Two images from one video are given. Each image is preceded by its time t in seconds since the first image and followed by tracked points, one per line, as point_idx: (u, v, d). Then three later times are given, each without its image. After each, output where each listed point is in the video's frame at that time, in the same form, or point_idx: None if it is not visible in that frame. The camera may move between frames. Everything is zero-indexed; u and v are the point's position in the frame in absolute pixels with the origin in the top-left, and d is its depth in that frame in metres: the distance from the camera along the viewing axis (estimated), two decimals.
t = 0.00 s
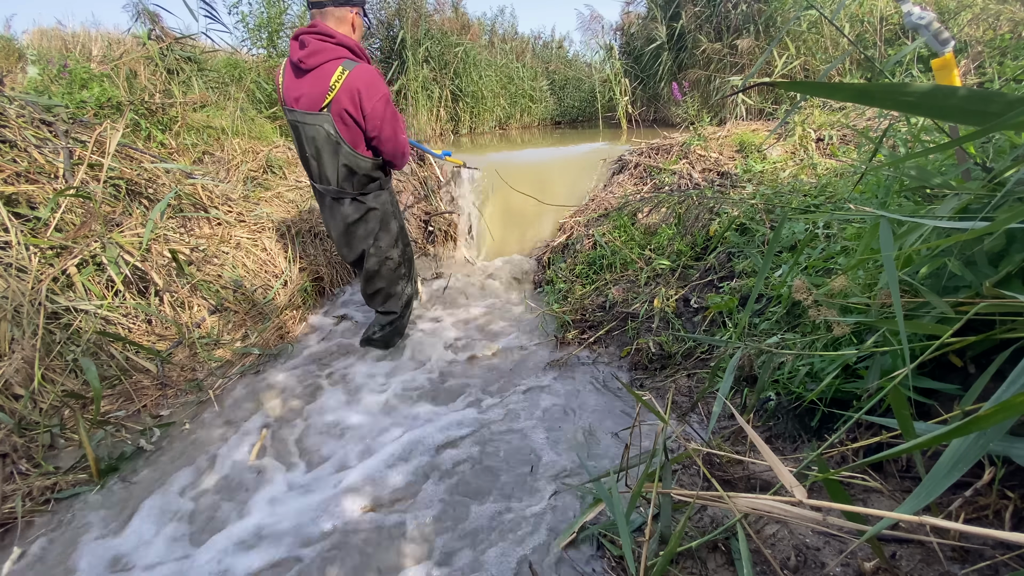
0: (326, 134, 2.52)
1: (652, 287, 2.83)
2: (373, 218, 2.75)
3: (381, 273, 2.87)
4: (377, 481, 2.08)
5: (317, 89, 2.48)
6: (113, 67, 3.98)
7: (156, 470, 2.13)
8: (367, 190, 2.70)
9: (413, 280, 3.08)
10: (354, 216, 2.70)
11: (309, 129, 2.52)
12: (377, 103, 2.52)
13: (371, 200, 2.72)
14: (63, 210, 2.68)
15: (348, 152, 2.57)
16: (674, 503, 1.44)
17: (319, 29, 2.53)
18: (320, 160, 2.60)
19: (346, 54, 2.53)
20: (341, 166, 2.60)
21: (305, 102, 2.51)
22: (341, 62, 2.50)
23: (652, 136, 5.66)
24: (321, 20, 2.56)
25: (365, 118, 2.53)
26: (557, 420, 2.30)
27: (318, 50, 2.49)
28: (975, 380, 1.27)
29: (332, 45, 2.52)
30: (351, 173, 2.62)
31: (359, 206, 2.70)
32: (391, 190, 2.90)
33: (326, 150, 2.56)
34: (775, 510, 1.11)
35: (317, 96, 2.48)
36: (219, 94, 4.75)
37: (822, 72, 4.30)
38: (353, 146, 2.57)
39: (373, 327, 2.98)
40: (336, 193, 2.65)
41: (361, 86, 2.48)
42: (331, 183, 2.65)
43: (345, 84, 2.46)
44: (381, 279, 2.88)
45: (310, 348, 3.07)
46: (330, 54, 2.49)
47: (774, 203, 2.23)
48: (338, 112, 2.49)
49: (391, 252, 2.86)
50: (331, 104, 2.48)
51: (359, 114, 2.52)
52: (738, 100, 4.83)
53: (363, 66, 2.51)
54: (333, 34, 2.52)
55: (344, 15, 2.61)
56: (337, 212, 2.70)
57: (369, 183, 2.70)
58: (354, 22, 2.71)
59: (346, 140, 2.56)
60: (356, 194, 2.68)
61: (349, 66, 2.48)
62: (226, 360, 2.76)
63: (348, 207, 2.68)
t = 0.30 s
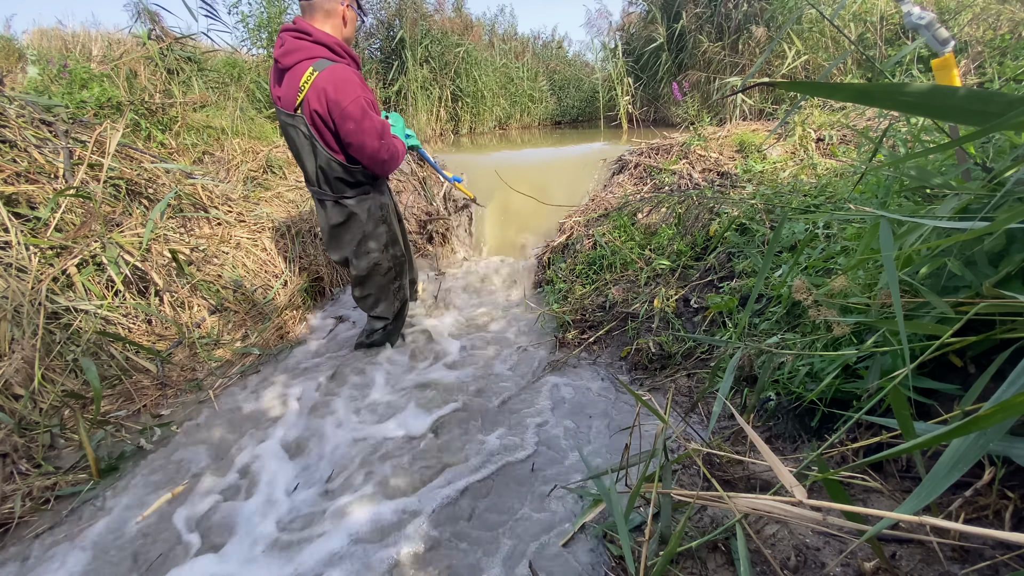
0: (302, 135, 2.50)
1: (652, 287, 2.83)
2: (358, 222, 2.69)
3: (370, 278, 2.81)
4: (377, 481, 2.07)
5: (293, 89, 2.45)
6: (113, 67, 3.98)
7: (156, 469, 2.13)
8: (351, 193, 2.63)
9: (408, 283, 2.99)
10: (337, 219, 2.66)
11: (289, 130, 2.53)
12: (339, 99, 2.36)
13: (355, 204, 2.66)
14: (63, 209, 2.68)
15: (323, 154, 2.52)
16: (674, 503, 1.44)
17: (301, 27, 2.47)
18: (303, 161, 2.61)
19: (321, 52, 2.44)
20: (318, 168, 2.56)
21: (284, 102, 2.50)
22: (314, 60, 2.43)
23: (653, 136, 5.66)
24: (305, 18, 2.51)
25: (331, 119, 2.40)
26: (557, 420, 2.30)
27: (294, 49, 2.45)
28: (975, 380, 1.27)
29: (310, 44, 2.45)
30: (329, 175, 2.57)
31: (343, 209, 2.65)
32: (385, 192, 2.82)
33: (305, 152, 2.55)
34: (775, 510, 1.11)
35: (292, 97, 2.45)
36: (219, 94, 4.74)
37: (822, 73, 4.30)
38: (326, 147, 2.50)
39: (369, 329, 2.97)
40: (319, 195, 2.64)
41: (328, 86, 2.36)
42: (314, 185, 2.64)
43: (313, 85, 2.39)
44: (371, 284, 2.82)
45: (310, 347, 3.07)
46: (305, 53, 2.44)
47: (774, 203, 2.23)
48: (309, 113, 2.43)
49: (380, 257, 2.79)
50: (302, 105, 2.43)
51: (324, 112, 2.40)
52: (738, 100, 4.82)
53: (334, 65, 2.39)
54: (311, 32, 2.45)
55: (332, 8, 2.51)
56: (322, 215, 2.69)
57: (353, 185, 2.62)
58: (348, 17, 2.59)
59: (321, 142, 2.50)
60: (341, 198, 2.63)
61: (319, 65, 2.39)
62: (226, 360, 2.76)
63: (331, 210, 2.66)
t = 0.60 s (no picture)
0: (287, 128, 2.51)
1: (652, 287, 2.83)
2: (343, 219, 2.63)
3: (356, 278, 2.75)
4: (377, 481, 2.07)
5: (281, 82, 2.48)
6: (113, 67, 3.98)
7: (156, 469, 2.13)
8: (331, 191, 2.58)
9: (401, 287, 2.92)
10: (322, 213, 2.62)
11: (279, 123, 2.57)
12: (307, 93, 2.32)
13: (339, 202, 2.60)
14: (63, 209, 2.68)
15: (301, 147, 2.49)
16: (674, 503, 1.45)
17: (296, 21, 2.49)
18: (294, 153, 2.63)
19: (309, 47, 2.44)
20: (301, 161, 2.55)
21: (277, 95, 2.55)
22: (301, 54, 2.42)
23: (653, 136, 5.66)
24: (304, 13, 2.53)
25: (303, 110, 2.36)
26: (557, 420, 2.30)
27: (285, 42, 2.48)
28: (975, 380, 1.27)
29: (300, 37, 2.45)
30: (310, 169, 2.54)
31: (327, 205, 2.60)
32: (379, 194, 2.75)
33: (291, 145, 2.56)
34: (775, 510, 1.11)
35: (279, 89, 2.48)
36: (219, 94, 4.74)
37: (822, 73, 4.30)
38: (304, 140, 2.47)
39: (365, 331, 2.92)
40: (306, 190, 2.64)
41: (301, 79, 2.33)
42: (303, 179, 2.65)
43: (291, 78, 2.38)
44: (359, 285, 2.77)
45: (310, 347, 3.07)
46: (293, 47, 2.45)
47: (774, 203, 2.23)
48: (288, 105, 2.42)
49: (366, 257, 2.73)
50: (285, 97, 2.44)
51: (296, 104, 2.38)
52: (739, 99, 4.82)
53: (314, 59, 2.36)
54: (302, 26, 2.44)
55: (337, 7, 2.52)
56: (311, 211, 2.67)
57: (334, 183, 2.56)
58: (352, 16, 2.59)
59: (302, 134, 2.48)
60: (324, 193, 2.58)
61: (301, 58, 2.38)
62: (226, 360, 2.76)
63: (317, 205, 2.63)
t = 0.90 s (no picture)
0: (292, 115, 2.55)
1: (652, 287, 2.83)
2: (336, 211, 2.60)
3: (347, 274, 2.73)
4: (377, 481, 2.07)
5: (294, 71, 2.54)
6: (113, 67, 3.98)
7: (156, 469, 2.13)
8: (326, 180, 2.55)
9: (392, 287, 2.90)
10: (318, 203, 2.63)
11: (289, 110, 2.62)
12: (307, 78, 2.35)
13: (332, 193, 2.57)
14: (63, 209, 2.68)
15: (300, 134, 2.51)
16: (673, 503, 1.45)
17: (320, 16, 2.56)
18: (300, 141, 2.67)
19: (325, 40, 2.47)
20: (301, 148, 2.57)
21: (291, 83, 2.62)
22: (315, 46, 2.46)
23: (653, 136, 5.66)
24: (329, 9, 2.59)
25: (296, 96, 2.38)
26: (557, 420, 2.30)
27: (305, 34, 2.54)
28: (975, 380, 1.27)
29: (317, 31, 2.50)
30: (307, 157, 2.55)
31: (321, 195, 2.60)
32: (379, 193, 2.71)
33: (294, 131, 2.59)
34: (775, 510, 1.10)
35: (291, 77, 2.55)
36: (218, 94, 4.74)
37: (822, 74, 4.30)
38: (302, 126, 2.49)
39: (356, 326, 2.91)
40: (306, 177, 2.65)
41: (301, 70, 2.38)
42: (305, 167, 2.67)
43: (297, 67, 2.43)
44: (349, 280, 2.75)
45: (310, 347, 3.07)
46: (310, 39, 2.50)
47: (774, 203, 2.23)
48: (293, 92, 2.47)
49: (360, 256, 2.71)
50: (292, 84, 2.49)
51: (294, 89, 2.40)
52: (739, 99, 4.83)
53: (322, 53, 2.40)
54: (321, 21, 2.50)
55: (364, 9, 2.59)
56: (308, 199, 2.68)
57: (329, 173, 2.53)
58: (377, 19, 2.65)
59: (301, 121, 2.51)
60: (320, 181, 2.56)
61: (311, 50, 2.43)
62: (226, 360, 2.76)
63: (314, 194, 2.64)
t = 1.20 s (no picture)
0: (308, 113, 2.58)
1: (652, 287, 2.83)
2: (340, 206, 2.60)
3: (348, 269, 2.74)
4: (377, 481, 2.07)
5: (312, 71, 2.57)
6: (113, 68, 3.99)
7: (155, 468, 2.13)
8: (337, 177, 2.58)
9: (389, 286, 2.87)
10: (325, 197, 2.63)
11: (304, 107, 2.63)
12: (333, 82, 2.39)
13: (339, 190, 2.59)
14: (63, 209, 2.68)
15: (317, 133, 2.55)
16: (674, 503, 1.45)
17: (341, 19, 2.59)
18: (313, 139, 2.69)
19: (347, 43, 2.50)
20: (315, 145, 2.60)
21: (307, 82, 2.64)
22: (336, 49, 2.49)
23: (653, 136, 5.66)
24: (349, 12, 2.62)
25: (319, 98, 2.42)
26: (557, 420, 2.29)
27: (326, 36, 2.57)
28: (975, 380, 1.27)
29: (337, 34, 2.54)
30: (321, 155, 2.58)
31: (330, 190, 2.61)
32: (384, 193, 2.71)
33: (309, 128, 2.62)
34: (775, 510, 1.10)
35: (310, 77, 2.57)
36: (218, 94, 4.74)
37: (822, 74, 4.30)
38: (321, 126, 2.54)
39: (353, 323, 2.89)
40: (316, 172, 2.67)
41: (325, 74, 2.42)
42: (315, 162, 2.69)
43: (319, 69, 2.46)
44: (348, 274, 2.74)
45: (310, 347, 3.07)
46: (332, 41, 2.52)
47: (774, 203, 2.23)
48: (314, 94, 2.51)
49: (360, 251, 2.70)
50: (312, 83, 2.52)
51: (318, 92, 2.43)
52: (739, 99, 4.83)
53: (345, 56, 2.44)
54: (342, 24, 2.53)
55: (384, 16, 2.62)
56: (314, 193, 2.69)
57: (341, 172, 2.56)
58: (395, 26, 2.70)
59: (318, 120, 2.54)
60: (331, 177, 2.59)
61: (333, 52, 2.46)
62: (225, 360, 2.76)
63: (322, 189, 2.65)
